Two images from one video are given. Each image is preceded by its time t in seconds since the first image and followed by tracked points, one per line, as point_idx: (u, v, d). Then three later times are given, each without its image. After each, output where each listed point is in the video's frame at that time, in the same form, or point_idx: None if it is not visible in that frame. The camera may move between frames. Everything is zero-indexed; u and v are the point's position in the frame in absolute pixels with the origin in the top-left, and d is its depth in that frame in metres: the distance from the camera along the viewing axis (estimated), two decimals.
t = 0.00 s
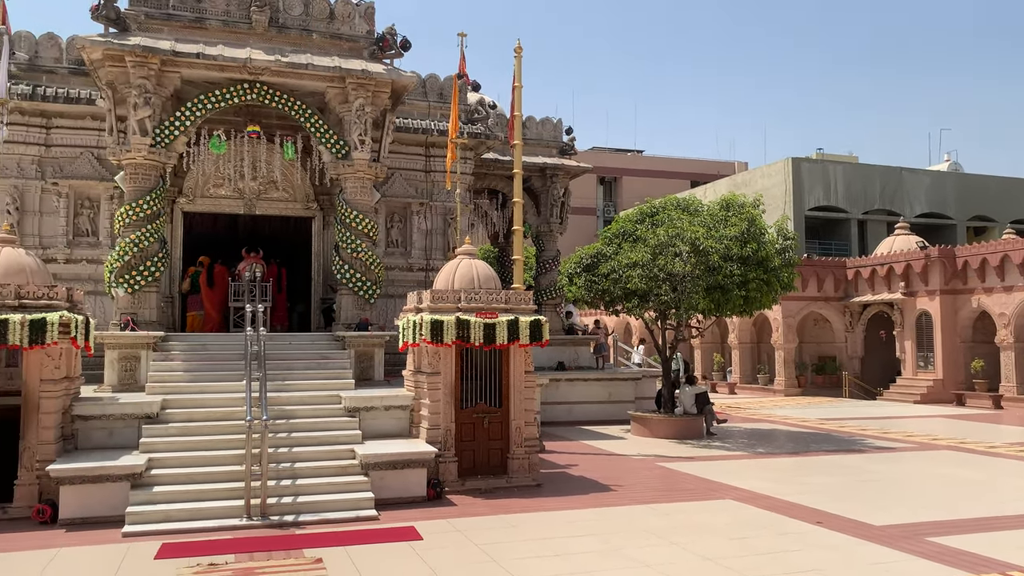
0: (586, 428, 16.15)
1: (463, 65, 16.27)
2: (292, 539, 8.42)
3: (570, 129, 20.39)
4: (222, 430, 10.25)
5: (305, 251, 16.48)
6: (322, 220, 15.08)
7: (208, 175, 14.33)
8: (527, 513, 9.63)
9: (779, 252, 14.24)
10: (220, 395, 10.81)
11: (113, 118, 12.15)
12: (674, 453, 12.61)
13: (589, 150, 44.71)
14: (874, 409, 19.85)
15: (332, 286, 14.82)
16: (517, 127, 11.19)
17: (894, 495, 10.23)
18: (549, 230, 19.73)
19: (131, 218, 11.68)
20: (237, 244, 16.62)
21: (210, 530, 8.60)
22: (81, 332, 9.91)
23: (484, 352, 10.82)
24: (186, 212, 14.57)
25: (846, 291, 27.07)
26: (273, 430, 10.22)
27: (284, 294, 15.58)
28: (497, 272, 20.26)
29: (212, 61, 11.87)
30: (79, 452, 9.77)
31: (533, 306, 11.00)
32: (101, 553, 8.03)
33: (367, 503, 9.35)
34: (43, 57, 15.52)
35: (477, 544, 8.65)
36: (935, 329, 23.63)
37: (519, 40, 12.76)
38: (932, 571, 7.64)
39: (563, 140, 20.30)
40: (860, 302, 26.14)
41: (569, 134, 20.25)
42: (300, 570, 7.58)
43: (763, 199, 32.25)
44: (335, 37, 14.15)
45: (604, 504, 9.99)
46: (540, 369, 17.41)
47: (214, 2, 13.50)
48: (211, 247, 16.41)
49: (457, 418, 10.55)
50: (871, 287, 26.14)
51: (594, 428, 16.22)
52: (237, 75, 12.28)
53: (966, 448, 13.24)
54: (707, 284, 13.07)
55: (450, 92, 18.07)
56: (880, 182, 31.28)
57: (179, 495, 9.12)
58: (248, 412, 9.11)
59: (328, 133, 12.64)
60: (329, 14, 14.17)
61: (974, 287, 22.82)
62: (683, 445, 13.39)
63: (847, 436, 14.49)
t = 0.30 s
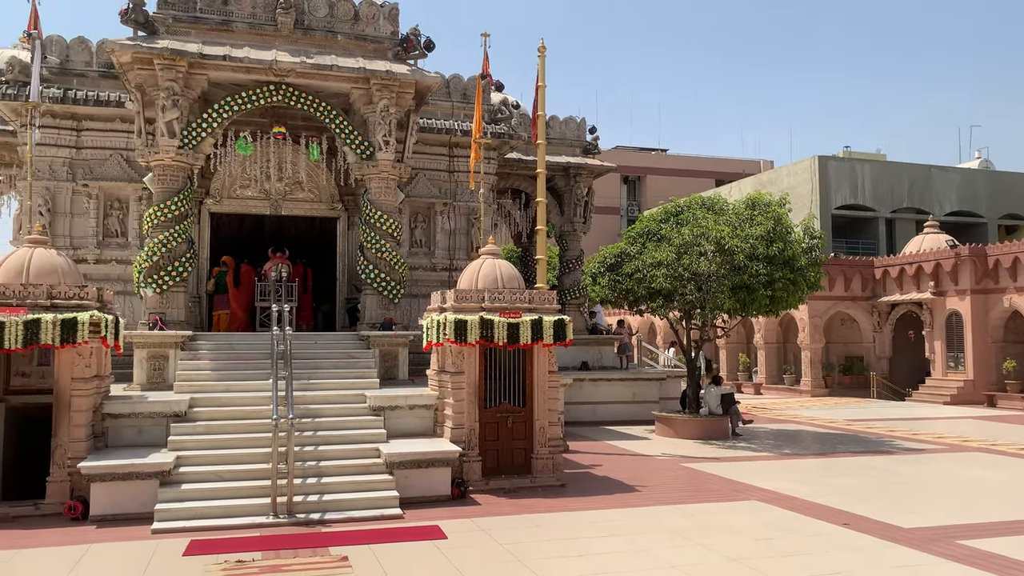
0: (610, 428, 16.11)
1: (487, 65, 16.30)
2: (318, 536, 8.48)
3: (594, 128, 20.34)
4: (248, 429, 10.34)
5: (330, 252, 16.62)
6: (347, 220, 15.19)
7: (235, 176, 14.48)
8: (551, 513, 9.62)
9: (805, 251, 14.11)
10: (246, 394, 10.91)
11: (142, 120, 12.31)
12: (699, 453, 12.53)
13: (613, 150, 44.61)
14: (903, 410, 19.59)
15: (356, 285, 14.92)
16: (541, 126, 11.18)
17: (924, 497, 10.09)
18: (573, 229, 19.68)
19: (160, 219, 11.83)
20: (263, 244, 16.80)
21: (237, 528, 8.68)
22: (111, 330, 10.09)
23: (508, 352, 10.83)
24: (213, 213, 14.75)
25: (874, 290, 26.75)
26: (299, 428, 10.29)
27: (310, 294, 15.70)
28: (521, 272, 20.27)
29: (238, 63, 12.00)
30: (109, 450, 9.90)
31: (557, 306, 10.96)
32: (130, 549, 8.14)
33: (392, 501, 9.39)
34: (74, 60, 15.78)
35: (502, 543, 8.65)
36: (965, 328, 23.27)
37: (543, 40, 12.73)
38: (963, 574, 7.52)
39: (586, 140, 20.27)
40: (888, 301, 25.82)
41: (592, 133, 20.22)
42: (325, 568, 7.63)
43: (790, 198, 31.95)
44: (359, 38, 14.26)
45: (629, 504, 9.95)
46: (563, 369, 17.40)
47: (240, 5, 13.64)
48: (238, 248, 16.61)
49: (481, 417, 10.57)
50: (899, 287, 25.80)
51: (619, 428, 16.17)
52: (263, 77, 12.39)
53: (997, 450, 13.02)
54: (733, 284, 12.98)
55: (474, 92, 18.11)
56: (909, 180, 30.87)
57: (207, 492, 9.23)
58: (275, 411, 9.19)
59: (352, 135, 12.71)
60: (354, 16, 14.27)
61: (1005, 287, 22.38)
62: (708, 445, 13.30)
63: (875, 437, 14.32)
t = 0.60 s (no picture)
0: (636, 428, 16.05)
1: (513, 65, 16.32)
2: (347, 534, 8.54)
3: (620, 126, 20.28)
4: (277, 426, 10.44)
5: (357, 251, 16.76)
6: (374, 220, 15.29)
7: (264, 177, 14.63)
8: (578, 512, 9.61)
9: (835, 250, 13.94)
10: (275, 392, 11.02)
11: (173, 122, 12.47)
12: (727, 454, 12.44)
13: (639, 148, 44.46)
14: (935, 411, 19.30)
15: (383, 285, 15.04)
16: (567, 125, 11.15)
17: (957, 499, 9.93)
18: (599, 228, 19.62)
19: (191, 220, 11.98)
20: (291, 244, 16.98)
21: (267, 524, 8.78)
22: (144, 330, 10.27)
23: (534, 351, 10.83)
24: (242, 214, 14.91)
25: (906, 289, 26.37)
26: (327, 426, 10.38)
27: (337, 294, 15.84)
28: (547, 271, 20.28)
29: (266, 65, 12.12)
30: (142, 447, 10.05)
31: (583, 305, 10.91)
32: (163, 545, 8.26)
33: (419, 499, 9.42)
34: (106, 63, 16.03)
35: (529, 542, 8.66)
36: (1000, 328, 22.86)
37: (568, 38, 12.69)
38: None
39: (613, 138, 20.21)
40: (920, 301, 25.43)
41: (619, 131, 20.15)
42: (354, 565, 7.68)
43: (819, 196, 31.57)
44: (386, 39, 14.34)
45: (656, 504, 9.91)
46: (590, 369, 17.37)
47: (269, 7, 13.77)
48: (267, 248, 16.81)
49: (508, 417, 10.59)
50: (932, 286, 25.40)
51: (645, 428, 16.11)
52: (292, 78, 12.51)
53: None
54: (761, 283, 12.87)
55: (499, 92, 18.13)
56: (941, 177, 30.39)
57: (238, 489, 9.33)
58: (304, 409, 9.27)
59: (379, 135, 12.79)
60: (380, 17, 14.36)
61: None
62: (736, 446, 13.21)
63: (907, 438, 14.11)
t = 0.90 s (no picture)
0: (665, 428, 15.97)
1: (541, 63, 16.33)
2: (377, 531, 8.59)
3: (649, 124, 20.17)
4: (308, 424, 10.53)
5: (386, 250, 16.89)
6: (403, 220, 15.39)
7: (294, 177, 14.78)
8: (607, 512, 9.58)
9: (868, 249, 13.75)
10: (306, 391, 11.12)
11: (205, 123, 12.63)
12: (757, 454, 12.33)
13: (667, 146, 44.26)
14: (972, 412, 18.94)
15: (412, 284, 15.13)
16: (595, 123, 11.10)
17: (995, 502, 9.73)
18: (627, 227, 19.54)
19: (223, 220, 12.14)
20: (321, 244, 17.16)
21: (298, 521, 8.86)
22: (177, 328, 10.41)
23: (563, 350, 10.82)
24: (273, 214, 15.08)
25: (941, 288, 25.90)
26: (357, 424, 10.45)
27: (366, 293, 15.97)
28: (575, 270, 20.26)
29: (297, 66, 12.23)
30: (175, 444, 10.20)
31: (612, 305, 10.86)
32: (196, 541, 8.37)
33: (448, 498, 9.45)
34: (141, 66, 16.31)
35: (558, 542, 8.64)
36: None
37: (597, 36, 12.63)
38: None
39: (641, 136, 20.12)
40: (956, 300, 24.95)
41: (647, 129, 20.04)
42: (384, 563, 7.73)
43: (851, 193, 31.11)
44: (414, 39, 14.40)
45: (685, 505, 9.85)
46: (618, 368, 17.31)
47: (299, 8, 13.89)
48: (297, 247, 17.01)
49: (536, 416, 10.58)
50: (968, 285, 24.91)
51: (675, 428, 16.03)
52: (322, 79, 12.62)
53: None
54: (792, 282, 12.74)
55: (527, 90, 18.14)
56: (976, 174, 29.83)
57: (269, 486, 9.42)
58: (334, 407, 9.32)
59: (408, 134, 12.84)
60: (409, 17, 14.42)
61: None
62: (767, 447, 13.08)
63: (942, 440, 13.87)
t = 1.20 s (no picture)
0: (694, 429, 15.87)
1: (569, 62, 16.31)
2: (405, 529, 8.64)
3: (678, 122, 20.04)
4: (337, 422, 10.61)
5: (413, 250, 17.00)
6: (430, 219, 15.47)
7: (323, 177, 14.93)
8: (635, 512, 9.54)
9: (902, 248, 13.57)
10: (335, 389, 11.20)
11: (236, 124, 12.77)
12: (787, 456, 12.21)
13: (696, 144, 43.97)
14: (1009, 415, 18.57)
15: (440, 283, 15.21)
16: (623, 121, 11.05)
17: None
18: (656, 225, 19.44)
19: (253, 220, 12.28)
20: (349, 243, 17.32)
21: (328, 518, 8.94)
22: (209, 327, 10.52)
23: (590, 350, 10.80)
24: (303, 214, 15.23)
25: (976, 288, 25.39)
26: (386, 422, 10.51)
27: (394, 292, 16.09)
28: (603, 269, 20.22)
29: (326, 67, 12.33)
30: (207, 441, 10.34)
31: (640, 304, 10.80)
32: (227, 537, 8.47)
33: (476, 496, 9.46)
34: (173, 68, 16.55)
35: (586, 541, 8.63)
36: None
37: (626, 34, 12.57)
38: None
39: (670, 134, 20.00)
40: (993, 300, 24.45)
41: (676, 127, 19.92)
42: (413, 560, 7.76)
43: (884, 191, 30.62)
44: (442, 39, 14.44)
45: (715, 506, 9.77)
46: (646, 368, 17.24)
47: (328, 9, 13.99)
48: (327, 247, 17.20)
49: (564, 416, 10.57)
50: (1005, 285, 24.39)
51: (703, 428, 15.92)
52: (351, 80, 12.71)
53: None
54: (824, 281, 12.60)
55: (555, 89, 18.12)
56: (1013, 171, 29.23)
57: (299, 483, 9.51)
58: (362, 406, 9.38)
59: (436, 134, 12.88)
60: (437, 17, 14.48)
61: None
62: (797, 448, 12.94)
63: (978, 442, 13.62)
